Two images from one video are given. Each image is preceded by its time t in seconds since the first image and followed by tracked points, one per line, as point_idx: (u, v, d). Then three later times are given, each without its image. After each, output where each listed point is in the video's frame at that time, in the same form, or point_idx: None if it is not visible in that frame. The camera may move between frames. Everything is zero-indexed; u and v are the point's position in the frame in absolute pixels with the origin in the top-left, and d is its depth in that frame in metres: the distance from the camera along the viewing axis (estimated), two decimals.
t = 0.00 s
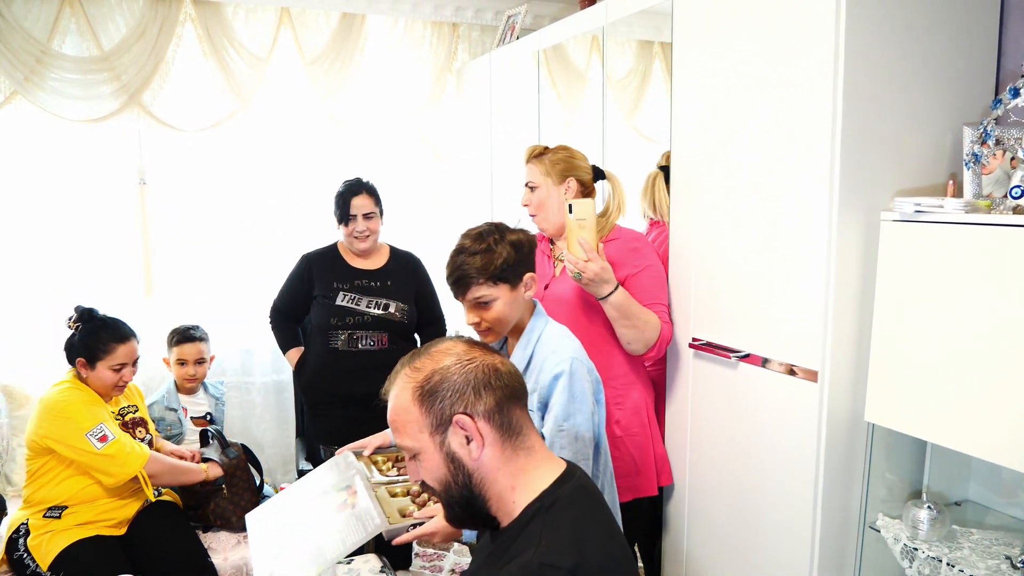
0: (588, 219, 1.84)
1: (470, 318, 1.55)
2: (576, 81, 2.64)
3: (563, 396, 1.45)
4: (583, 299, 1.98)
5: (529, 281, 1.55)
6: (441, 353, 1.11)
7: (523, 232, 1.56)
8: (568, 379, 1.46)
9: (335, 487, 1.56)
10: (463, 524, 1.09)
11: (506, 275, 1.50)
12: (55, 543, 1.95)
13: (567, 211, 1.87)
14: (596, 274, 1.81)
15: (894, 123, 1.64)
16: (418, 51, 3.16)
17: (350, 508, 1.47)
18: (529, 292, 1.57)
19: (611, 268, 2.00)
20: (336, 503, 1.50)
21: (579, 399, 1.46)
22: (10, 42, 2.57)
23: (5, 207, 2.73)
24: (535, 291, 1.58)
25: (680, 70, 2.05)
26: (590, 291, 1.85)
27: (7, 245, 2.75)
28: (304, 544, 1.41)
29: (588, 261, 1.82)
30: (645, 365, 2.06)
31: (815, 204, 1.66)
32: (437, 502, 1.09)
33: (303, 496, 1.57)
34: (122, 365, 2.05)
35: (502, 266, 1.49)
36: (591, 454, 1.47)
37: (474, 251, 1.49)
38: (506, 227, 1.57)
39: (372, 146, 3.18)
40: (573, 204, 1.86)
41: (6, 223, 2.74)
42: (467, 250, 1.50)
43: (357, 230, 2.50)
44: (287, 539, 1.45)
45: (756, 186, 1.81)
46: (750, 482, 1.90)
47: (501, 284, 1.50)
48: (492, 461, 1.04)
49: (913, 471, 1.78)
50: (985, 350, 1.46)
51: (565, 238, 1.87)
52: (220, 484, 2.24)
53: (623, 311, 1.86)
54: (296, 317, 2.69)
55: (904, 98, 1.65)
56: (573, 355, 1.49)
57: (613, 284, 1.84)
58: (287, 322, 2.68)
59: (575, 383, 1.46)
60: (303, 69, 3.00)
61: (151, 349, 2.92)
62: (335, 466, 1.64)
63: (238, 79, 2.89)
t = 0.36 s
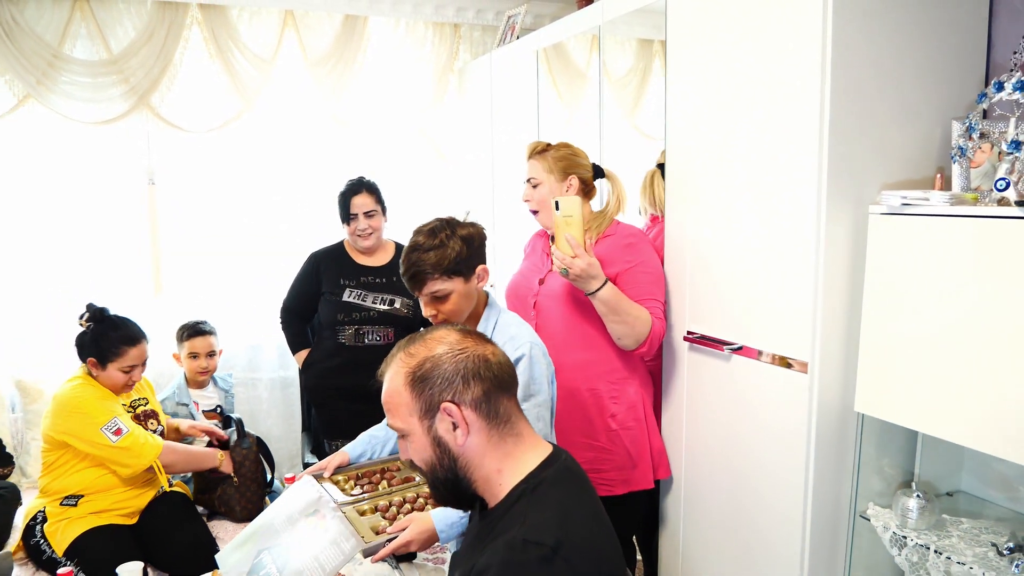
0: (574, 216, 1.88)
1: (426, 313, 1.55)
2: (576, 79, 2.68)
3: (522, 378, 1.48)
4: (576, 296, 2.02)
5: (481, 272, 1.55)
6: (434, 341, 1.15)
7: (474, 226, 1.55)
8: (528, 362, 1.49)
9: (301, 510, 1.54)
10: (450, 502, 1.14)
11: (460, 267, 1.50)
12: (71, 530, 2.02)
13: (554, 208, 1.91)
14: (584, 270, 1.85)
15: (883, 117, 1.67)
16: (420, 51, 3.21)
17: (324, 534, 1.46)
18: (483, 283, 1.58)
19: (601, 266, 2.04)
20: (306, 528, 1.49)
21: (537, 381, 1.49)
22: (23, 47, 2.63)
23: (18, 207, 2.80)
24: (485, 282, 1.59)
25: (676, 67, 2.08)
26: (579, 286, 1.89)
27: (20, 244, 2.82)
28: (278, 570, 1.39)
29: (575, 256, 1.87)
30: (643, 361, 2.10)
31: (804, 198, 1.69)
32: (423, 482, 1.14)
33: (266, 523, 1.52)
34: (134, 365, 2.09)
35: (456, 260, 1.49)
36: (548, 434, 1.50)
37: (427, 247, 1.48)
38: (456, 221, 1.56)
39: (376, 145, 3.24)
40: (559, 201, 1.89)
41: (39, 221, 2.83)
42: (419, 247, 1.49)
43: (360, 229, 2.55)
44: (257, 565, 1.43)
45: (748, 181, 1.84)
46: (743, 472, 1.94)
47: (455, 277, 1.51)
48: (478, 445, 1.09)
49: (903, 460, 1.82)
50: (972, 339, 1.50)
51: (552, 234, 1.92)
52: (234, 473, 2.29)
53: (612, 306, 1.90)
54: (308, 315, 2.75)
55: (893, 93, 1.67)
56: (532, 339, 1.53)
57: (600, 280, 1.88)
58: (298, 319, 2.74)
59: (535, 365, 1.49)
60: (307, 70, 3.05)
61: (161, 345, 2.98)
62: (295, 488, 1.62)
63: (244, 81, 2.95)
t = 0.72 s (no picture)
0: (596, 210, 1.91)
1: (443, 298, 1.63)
2: (606, 76, 2.74)
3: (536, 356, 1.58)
4: (599, 284, 2.08)
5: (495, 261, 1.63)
6: (471, 310, 1.23)
7: (487, 215, 1.63)
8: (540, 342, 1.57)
9: (329, 492, 1.56)
10: (468, 460, 1.23)
11: (473, 255, 1.58)
12: (123, 503, 2.17)
13: (578, 202, 1.94)
14: (605, 261, 1.89)
15: (896, 107, 1.71)
16: (454, 52, 3.31)
17: (352, 513, 1.48)
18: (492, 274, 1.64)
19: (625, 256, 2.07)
20: (335, 510, 1.51)
21: (552, 358, 1.59)
22: (82, 54, 2.82)
23: (78, 202, 2.98)
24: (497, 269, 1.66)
25: (698, 62, 2.14)
26: (601, 276, 1.93)
27: (79, 238, 3.00)
28: (315, 557, 1.44)
29: (597, 249, 1.90)
30: (667, 347, 2.14)
31: (820, 183, 1.73)
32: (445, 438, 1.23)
33: (297, 504, 1.58)
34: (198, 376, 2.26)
35: (470, 248, 1.56)
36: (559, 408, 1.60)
37: (443, 235, 1.57)
38: (469, 211, 1.63)
39: (413, 143, 3.35)
40: (580, 195, 1.93)
41: (96, 216, 3.01)
42: (434, 235, 1.57)
43: (398, 221, 2.66)
44: (295, 551, 1.47)
45: (765, 171, 1.89)
46: (763, 455, 1.97)
47: (469, 264, 1.58)
48: (499, 407, 1.17)
49: (922, 445, 1.83)
50: (982, 322, 1.52)
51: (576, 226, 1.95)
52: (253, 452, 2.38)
53: (633, 294, 1.93)
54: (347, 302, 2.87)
55: (907, 82, 1.71)
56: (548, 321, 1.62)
57: (622, 269, 1.91)
58: (338, 306, 2.85)
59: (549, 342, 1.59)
60: (347, 71, 3.17)
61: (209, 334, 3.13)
62: (323, 471, 1.63)
63: (286, 82, 3.08)
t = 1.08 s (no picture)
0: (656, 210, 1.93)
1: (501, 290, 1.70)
2: (663, 76, 2.78)
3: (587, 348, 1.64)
4: (653, 281, 2.12)
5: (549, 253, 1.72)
6: (522, 305, 1.27)
7: (540, 210, 1.73)
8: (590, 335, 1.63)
9: (387, 477, 1.63)
10: (519, 432, 1.35)
11: (531, 247, 1.66)
12: (198, 481, 2.32)
13: (636, 202, 1.96)
14: (662, 260, 1.91)
15: (945, 104, 1.72)
16: (512, 54, 3.39)
17: (412, 498, 1.56)
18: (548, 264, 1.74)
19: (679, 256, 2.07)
20: (395, 494, 1.58)
21: (600, 352, 1.65)
22: (162, 61, 2.99)
23: (157, 201, 3.17)
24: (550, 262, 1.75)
25: (749, 62, 2.17)
26: (657, 273, 1.95)
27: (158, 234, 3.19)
28: (378, 536, 1.51)
29: (654, 247, 1.93)
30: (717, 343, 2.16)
31: (868, 181, 1.75)
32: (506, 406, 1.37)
33: (358, 488, 1.61)
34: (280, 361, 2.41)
35: (527, 241, 1.65)
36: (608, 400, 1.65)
37: (502, 228, 1.65)
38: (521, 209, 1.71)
39: (472, 143, 3.44)
40: (642, 193, 1.95)
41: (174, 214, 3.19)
42: (493, 230, 1.65)
43: (456, 218, 2.76)
44: (356, 528, 1.53)
45: (813, 169, 1.92)
46: (811, 451, 1.98)
47: (527, 256, 1.66)
48: (530, 400, 1.25)
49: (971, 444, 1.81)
50: None
51: (635, 225, 1.96)
52: (316, 439, 2.49)
53: (687, 293, 1.96)
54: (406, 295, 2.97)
55: (956, 80, 1.71)
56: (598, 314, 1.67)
57: (678, 268, 1.93)
58: (398, 298, 2.96)
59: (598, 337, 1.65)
60: (408, 74, 3.28)
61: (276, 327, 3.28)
62: (380, 457, 1.69)
63: (351, 85, 3.20)
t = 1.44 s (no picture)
0: (714, 204, 1.93)
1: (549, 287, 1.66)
2: (716, 73, 2.78)
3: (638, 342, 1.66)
4: (708, 277, 2.11)
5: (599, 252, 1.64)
6: (566, 310, 1.25)
7: (591, 205, 1.63)
8: (644, 328, 1.65)
9: (440, 463, 1.64)
10: (558, 423, 1.36)
11: (578, 246, 1.58)
12: (259, 465, 2.41)
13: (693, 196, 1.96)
14: (721, 255, 1.92)
15: (1004, 98, 1.69)
16: (564, 51, 3.42)
17: (463, 484, 1.55)
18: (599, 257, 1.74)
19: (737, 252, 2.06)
20: (446, 480, 1.58)
21: (652, 346, 1.67)
22: (225, 61, 3.09)
23: (218, 196, 3.28)
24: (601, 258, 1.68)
25: (802, 57, 2.16)
26: (714, 268, 1.96)
27: (219, 228, 3.29)
28: (430, 522, 1.52)
29: (713, 241, 1.94)
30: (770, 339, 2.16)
31: (923, 176, 1.73)
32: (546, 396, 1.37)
33: (410, 473, 1.66)
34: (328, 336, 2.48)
35: (571, 240, 1.57)
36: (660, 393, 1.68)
37: (548, 226, 1.58)
38: (572, 204, 1.63)
39: (524, 140, 3.48)
40: (699, 188, 1.95)
41: (234, 209, 3.29)
42: (541, 228, 1.59)
43: (506, 212, 2.81)
44: (411, 515, 1.55)
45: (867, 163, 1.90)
46: (864, 449, 1.97)
47: (574, 255, 1.59)
48: (569, 405, 1.25)
49: None
50: None
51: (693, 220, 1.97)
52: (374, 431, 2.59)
53: (744, 289, 1.96)
54: (458, 289, 3.02)
55: (1016, 72, 1.69)
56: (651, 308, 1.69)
57: (736, 263, 1.94)
58: (450, 292, 3.01)
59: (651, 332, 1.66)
60: (462, 72, 3.33)
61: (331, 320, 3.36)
62: (433, 443, 1.71)
63: (405, 83, 3.27)
